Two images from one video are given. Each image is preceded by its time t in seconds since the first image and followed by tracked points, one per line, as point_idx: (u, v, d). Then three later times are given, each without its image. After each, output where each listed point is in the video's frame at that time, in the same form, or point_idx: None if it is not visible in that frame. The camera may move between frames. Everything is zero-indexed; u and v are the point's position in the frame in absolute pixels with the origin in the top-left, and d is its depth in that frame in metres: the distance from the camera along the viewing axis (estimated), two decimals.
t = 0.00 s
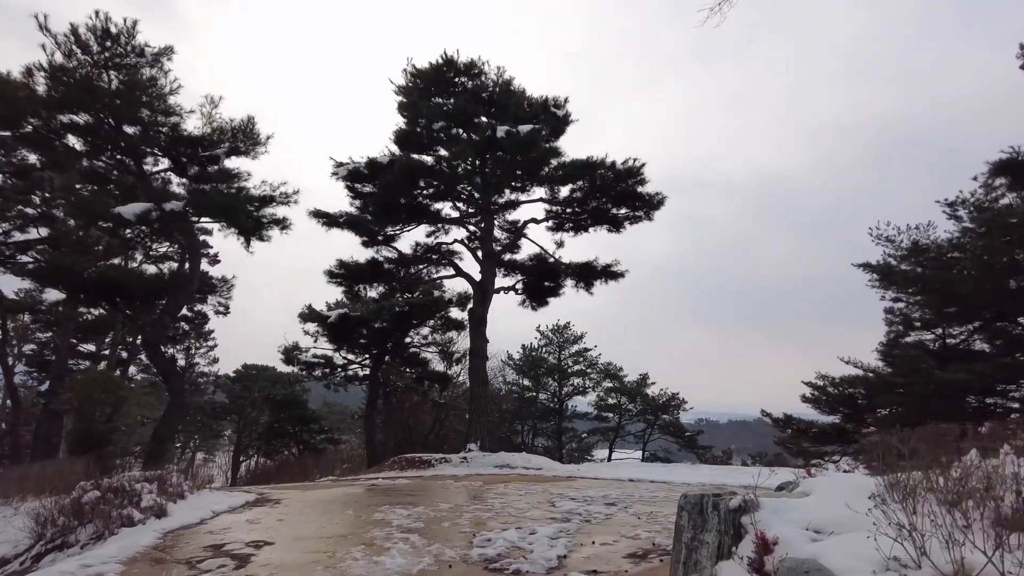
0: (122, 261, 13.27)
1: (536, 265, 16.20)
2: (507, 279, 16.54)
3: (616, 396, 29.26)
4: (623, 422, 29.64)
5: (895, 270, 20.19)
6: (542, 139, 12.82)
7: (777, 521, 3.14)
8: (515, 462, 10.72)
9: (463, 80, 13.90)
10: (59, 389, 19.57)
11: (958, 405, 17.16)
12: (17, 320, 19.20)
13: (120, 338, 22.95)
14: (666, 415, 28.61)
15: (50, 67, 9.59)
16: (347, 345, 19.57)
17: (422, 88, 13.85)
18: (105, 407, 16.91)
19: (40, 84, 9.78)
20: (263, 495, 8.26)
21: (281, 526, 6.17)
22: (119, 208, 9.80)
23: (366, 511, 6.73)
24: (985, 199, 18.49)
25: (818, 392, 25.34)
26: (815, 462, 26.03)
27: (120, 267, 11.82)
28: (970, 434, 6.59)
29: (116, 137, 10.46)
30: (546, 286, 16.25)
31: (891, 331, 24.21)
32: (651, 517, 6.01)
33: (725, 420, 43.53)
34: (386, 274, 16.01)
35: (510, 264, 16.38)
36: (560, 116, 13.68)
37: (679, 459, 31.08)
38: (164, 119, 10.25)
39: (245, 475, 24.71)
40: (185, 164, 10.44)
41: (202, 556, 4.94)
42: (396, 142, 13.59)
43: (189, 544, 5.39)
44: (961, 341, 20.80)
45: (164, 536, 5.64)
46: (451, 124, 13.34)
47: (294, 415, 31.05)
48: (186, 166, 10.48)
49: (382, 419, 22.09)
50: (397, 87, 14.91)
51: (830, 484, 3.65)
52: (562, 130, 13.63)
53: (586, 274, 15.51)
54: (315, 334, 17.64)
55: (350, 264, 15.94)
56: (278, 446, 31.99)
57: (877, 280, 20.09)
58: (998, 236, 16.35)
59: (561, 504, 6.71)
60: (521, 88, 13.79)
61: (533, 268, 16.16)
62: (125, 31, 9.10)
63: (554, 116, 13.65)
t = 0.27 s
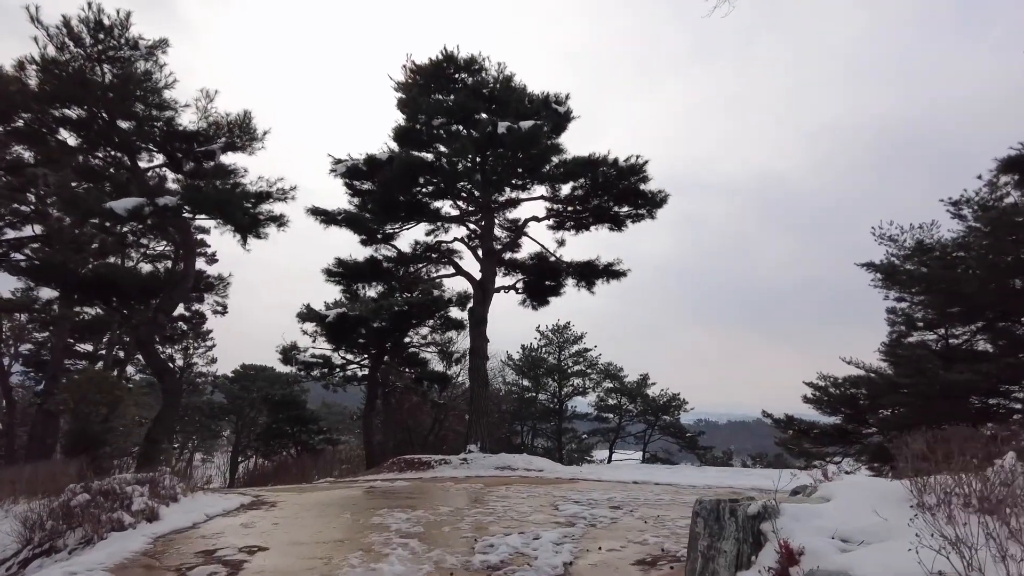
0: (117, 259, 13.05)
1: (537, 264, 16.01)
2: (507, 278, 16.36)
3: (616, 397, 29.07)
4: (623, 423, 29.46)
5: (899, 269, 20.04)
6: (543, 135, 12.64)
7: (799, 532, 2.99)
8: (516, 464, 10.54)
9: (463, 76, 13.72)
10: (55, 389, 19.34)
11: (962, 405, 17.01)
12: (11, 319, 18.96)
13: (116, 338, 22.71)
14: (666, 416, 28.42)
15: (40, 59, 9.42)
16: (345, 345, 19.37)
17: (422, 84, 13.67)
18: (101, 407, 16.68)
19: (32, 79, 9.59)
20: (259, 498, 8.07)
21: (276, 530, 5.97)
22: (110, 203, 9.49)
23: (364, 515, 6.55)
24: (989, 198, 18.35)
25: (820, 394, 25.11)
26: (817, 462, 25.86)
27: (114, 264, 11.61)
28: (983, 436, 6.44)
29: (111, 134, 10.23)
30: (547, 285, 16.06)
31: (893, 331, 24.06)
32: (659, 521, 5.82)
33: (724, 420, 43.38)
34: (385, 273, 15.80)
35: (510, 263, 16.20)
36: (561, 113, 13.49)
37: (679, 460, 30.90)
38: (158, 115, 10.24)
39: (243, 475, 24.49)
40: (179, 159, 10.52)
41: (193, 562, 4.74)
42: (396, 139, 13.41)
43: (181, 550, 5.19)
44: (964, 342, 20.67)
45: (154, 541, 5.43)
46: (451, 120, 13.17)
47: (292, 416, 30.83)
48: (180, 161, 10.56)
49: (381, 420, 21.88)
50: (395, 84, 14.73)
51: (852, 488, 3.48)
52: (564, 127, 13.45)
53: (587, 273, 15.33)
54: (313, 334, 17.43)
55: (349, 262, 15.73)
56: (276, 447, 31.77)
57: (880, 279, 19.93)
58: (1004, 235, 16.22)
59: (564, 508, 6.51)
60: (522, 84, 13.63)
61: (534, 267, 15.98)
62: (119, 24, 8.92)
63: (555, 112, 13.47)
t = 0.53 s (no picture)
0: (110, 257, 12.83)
1: (536, 264, 15.81)
2: (506, 278, 16.15)
3: (615, 397, 28.86)
4: (622, 423, 29.27)
5: (901, 270, 19.88)
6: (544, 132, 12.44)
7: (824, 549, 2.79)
8: (516, 467, 10.34)
9: (462, 72, 13.52)
10: (48, 390, 19.08)
11: (965, 407, 16.85)
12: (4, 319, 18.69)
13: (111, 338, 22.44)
14: (666, 416, 28.24)
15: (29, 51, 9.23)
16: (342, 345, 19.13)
17: (420, 80, 13.45)
18: (94, 408, 16.47)
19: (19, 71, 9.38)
20: (251, 503, 7.83)
21: (267, 538, 5.75)
22: (97, 198, 9.28)
23: (359, 521, 6.32)
24: (992, 198, 18.22)
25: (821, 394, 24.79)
26: (816, 464, 25.70)
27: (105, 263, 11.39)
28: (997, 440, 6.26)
29: (101, 127, 9.98)
30: (547, 285, 15.85)
31: (894, 331, 23.92)
32: (664, 528, 5.62)
33: (723, 421, 43.26)
34: (382, 272, 15.57)
35: (509, 262, 15.99)
36: (561, 110, 13.28)
37: (678, 461, 30.72)
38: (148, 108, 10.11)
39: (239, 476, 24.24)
40: (172, 155, 10.40)
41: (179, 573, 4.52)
42: (393, 136, 13.19)
43: (167, 559, 4.97)
44: (966, 343, 20.55)
45: (140, 550, 5.20)
46: (449, 117, 12.96)
47: (289, 416, 30.57)
48: (173, 158, 10.43)
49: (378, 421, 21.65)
50: (393, 80, 14.50)
51: (876, 500, 3.30)
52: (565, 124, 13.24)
53: (588, 273, 15.14)
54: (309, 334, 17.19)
55: (345, 261, 15.51)
56: (273, 447, 31.53)
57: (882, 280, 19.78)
58: (1007, 235, 16.08)
59: (566, 513, 6.30)
60: (522, 81, 13.43)
61: (533, 267, 15.77)
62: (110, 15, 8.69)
63: (556, 109, 13.26)
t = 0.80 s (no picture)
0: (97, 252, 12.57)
1: (532, 261, 15.63)
2: (502, 275, 15.95)
3: (610, 397, 28.70)
4: (618, 423, 29.12)
5: (899, 268, 19.81)
6: (540, 124, 12.23)
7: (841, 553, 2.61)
8: (511, 466, 10.16)
9: (457, 65, 13.31)
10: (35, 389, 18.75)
11: (962, 405, 16.77)
12: None
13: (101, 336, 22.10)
14: (661, 416, 28.11)
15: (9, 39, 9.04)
16: (335, 344, 18.87)
17: (413, 73, 13.25)
18: (82, 408, 16.14)
19: None
20: (239, 504, 7.60)
21: (252, 541, 5.51)
22: (80, 190, 9.05)
23: (349, 523, 6.11)
24: (989, 196, 18.16)
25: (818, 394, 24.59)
26: (812, 463, 25.62)
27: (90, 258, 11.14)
28: (1002, 437, 6.10)
29: (84, 117, 9.75)
30: (542, 283, 15.64)
31: (890, 330, 23.86)
32: (664, 529, 5.44)
33: (718, 421, 43.17)
34: (375, 269, 15.33)
35: (504, 260, 15.79)
36: (558, 105, 13.09)
37: (673, 461, 30.59)
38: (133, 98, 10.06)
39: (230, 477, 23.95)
40: (160, 147, 10.28)
41: None
42: (386, 130, 12.99)
43: (146, 564, 4.74)
44: (961, 341, 20.51)
45: (119, 555, 4.97)
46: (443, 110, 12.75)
47: (281, 416, 30.28)
48: (160, 150, 10.30)
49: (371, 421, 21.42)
50: (386, 75, 14.30)
51: (892, 501, 3.12)
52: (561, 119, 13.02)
53: (584, 270, 14.97)
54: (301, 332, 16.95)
55: (337, 258, 15.28)
56: (266, 447, 31.23)
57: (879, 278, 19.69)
58: (1004, 233, 16.04)
59: (563, 514, 6.12)
60: (517, 75, 13.25)
61: (529, 265, 15.58)
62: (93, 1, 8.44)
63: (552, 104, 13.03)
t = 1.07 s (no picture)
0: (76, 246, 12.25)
1: (524, 259, 15.39)
2: (493, 273, 15.70)
3: (603, 396, 28.51)
4: (611, 423, 28.92)
5: (893, 267, 19.72)
6: (532, 118, 11.99)
7: (857, 567, 2.40)
8: (502, 468, 9.92)
9: (447, 59, 13.07)
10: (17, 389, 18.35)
11: (957, 404, 16.67)
12: None
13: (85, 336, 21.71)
14: (655, 416, 27.94)
15: None
16: (324, 343, 18.57)
17: (403, 67, 12.99)
18: (65, 410, 15.68)
19: None
20: (220, 508, 7.32)
21: (228, 548, 5.25)
22: (49, 179, 8.67)
23: (331, 529, 5.86)
24: (984, 194, 18.06)
25: (812, 394, 24.46)
26: (806, 463, 25.50)
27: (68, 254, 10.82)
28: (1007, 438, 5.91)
29: (60, 108, 9.52)
30: (534, 281, 15.40)
31: (884, 329, 23.77)
32: (660, 534, 5.21)
33: (711, 421, 43.03)
34: (364, 267, 15.05)
35: (496, 257, 15.55)
36: (550, 99, 12.84)
37: (667, 461, 30.41)
38: (112, 88, 9.86)
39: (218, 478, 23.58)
40: (139, 140, 10.06)
41: None
42: (376, 124, 12.73)
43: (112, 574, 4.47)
44: (955, 340, 20.44)
45: (84, 565, 4.69)
46: (433, 104, 12.51)
47: (271, 417, 29.92)
48: (139, 142, 10.07)
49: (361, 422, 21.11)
50: (376, 69, 14.04)
51: (909, 507, 2.91)
52: (554, 113, 12.79)
53: (577, 268, 14.75)
54: (289, 331, 16.66)
55: (325, 256, 14.99)
56: (255, 448, 30.86)
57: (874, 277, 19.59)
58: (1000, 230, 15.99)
59: (554, 519, 5.88)
60: (509, 69, 13.01)
61: (521, 263, 15.34)
62: None
63: (545, 98, 12.80)
